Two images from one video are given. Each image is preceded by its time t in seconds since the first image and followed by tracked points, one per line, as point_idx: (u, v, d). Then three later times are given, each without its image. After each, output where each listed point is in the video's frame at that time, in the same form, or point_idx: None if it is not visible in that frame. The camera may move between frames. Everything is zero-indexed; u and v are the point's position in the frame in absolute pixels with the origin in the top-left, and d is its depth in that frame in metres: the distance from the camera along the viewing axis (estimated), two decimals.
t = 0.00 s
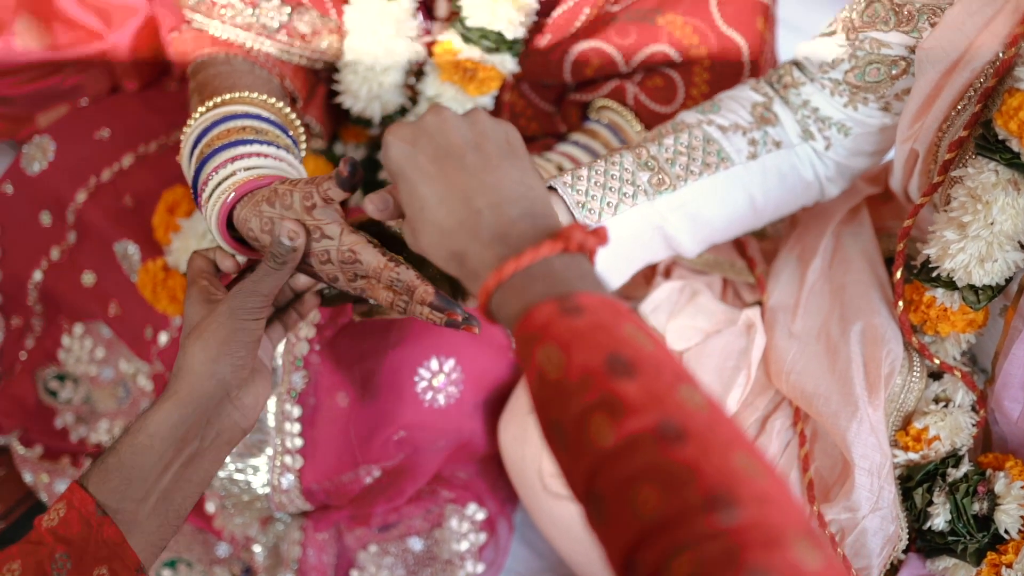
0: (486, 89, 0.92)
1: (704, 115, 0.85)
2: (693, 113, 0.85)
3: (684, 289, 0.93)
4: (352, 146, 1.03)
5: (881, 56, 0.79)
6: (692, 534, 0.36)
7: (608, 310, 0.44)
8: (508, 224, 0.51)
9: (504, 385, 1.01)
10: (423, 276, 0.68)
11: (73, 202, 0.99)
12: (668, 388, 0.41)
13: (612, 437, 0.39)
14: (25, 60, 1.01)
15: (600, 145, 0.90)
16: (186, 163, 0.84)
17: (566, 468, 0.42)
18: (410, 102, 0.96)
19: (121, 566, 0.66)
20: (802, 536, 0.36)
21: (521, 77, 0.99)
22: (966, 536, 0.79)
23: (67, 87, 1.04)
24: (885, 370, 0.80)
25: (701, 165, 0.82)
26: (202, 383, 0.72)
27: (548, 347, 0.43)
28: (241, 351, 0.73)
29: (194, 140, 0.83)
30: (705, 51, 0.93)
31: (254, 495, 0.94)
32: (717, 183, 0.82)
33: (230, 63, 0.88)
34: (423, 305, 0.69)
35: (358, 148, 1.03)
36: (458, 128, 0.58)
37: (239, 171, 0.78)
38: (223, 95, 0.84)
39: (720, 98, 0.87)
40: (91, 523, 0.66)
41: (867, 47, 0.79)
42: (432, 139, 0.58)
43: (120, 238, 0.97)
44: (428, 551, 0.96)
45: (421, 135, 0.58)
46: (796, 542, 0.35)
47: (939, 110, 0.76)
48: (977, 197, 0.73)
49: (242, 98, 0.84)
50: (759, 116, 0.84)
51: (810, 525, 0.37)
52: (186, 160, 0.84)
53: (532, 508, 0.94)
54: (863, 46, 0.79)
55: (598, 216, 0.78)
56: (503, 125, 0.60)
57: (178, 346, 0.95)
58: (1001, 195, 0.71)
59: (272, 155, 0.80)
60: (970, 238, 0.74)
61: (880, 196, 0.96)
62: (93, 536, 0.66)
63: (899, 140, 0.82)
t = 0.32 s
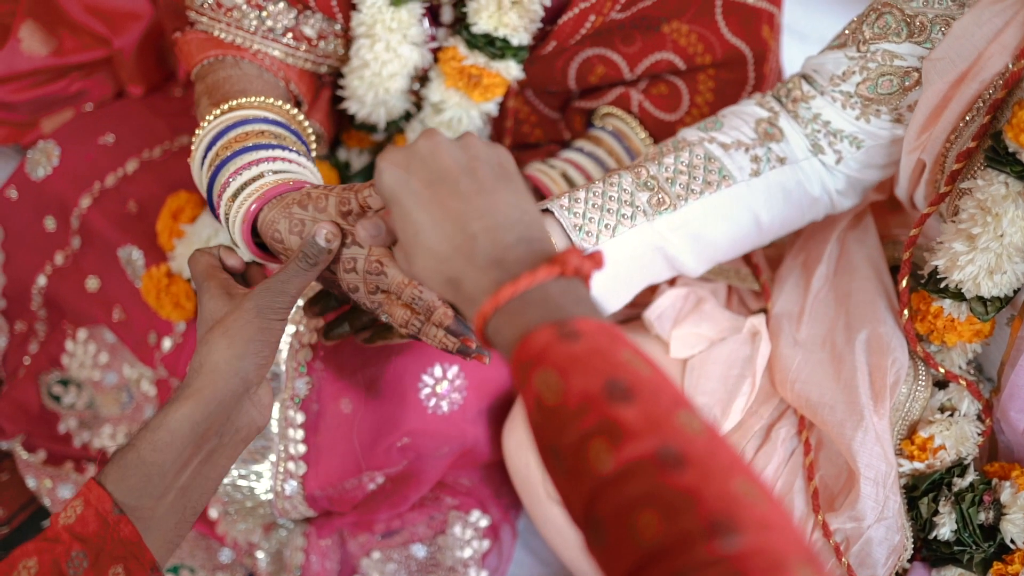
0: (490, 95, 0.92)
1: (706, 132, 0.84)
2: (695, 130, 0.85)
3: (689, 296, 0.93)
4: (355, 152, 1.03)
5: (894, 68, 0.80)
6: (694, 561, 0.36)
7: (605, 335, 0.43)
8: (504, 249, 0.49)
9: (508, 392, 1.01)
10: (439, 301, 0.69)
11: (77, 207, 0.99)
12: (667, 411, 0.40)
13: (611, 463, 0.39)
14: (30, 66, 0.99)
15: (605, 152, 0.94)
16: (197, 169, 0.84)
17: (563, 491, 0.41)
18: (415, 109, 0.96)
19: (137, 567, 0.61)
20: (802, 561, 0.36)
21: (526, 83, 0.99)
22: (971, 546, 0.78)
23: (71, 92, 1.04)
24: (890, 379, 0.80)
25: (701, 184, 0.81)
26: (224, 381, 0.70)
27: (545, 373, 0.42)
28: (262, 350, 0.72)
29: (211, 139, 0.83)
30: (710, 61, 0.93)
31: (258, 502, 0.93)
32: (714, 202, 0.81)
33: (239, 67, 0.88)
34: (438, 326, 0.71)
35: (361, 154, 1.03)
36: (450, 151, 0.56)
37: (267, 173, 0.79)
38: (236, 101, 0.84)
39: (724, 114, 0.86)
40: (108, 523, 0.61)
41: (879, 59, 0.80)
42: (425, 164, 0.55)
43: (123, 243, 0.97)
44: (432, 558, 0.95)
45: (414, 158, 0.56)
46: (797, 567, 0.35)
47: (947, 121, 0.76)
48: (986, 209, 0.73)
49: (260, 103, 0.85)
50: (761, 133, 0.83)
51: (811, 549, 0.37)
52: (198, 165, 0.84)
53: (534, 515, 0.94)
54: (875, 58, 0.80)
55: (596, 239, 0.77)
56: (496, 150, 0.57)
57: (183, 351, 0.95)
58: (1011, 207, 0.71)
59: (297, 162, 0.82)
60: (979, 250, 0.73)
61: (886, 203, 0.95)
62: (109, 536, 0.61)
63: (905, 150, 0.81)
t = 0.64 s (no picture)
0: (495, 99, 0.92)
1: (707, 144, 0.84)
2: (697, 142, 0.84)
3: (695, 301, 0.92)
4: (359, 155, 1.03)
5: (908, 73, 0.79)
6: None
7: (610, 360, 0.43)
8: (507, 274, 0.49)
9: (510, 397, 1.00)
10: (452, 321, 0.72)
11: (80, 209, 0.99)
12: (673, 440, 0.40)
13: (619, 491, 0.39)
14: (34, 68, 1.00)
15: (610, 157, 0.93)
16: (209, 165, 0.84)
17: (568, 519, 0.41)
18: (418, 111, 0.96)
19: (142, 566, 0.61)
20: None
21: (531, 86, 0.99)
22: (976, 554, 0.78)
23: (75, 95, 1.05)
24: (895, 387, 0.80)
25: (703, 198, 0.81)
26: (231, 381, 0.70)
27: (549, 400, 0.41)
28: (273, 354, 0.73)
29: (227, 134, 0.82)
30: (716, 66, 0.93)
31: (261, 505, 0.94)
32: (719, 217, 0.81)
33: (249, 69, 0.88)
34: (447, 342, 0.73)
35: (365, 158, 1.03)
36: (453, 172, 0.54)
37: (293, 169, 0.79)
38: (245, 103, 0.84)
39: (725, 124, 0.86)
40: (114, 522, 0.62)
41: (892, 63, 0.79)
42: (427, 184, 0.54)
43: (128, 246, 0.97)
44: (435, 563, 0.95)
45: (416, 180, 0.54)
46: None
47: (955, 129, 0.76)
48: (997, 218, 0.72)
49: (268, 103, 0.84)
50: (764, 143, 0.83)
51: None
52: (209, 162, 0.84)
53: (538, 519, 0.94)
54: (888, 63, 0.79)
55: (594, 258, 0.77)
56: (496, 164, 0.57)
57: (186, 356, 0.94)
58: (1022, 216, 0.70)
59: (316, 162, 0.83)
60: (988, 259, 0.72)
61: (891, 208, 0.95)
62: (114, 534, 0.62)
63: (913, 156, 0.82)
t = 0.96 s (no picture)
0: (499, 104, 0.92)
1: (709, 162, 0.84)
2: (698, 160, 0.84)
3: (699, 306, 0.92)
4: (363, 159, 1.02)
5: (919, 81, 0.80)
6: None
7: (612, 385, 0.43)
8: (508, 303, 0.49)
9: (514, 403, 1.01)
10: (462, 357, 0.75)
11: (83, 213, 0.99)
12: (675, 463, 0.40)
13: (619, 515, 0.38)
14: (38, 71, 1.00)
15: (614, 161, 0.94)
16: (221, 173, 0.84)
17: (572, 543, 0.41)
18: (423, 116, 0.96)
19: (141, 562, 0.61)
20: None
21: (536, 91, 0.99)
22: (982, 561, 0.78)
23: (78, 98, 1.05)
24: (900, 393, 0.79)
25: (702, 218, 0.81)
26: (229, 378, 0.71)
27: (552, 426, 0.41)
28: (273, 356, 0.73)
29: (238, 145, 0.82)
30: (722, 70, 0.92)
31: (263, 510, 0.94)
32: (721, 237, 0.82)
33: (260, 78, 0.88)
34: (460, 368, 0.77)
35: (369, 162, 1.03)
36: (452, 202, 0.53)
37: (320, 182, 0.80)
38: (259, 112, 0.84)
39: (725, 139, 0.86)
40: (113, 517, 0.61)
41: (903, 71, 0.80)
42: (428, 218, 0.53)
43: (131, 250, 0.96)
44: (439, 569, 0.94)
45: (415, 211, 0.53)
46: None
47: (963, 139, 0.76)
48: (1006, 228, 0.71)
49: (279, 114, 0.84)
50: (765, 160, 0.83)
51: None
52: (222, 169, 0.83)
53: (539, 521, 0.94)
54: (899, 71, 0.80)
55: (591, 286, 0.78)
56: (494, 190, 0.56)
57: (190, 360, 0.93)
58: None
59: (331, 175, 0.83)
60: (997, 268, 0.72)
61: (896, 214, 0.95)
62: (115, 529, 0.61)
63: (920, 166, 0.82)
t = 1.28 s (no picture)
0: (506, 110, 0.92)
1: (716, 178, 0.85)
2: (705, 177, 0.85)
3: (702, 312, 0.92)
4: (368, 163, 1.02)
5: (926, 92, 0.79)
6: None
7: (633, 396, 0.43)
8: (534, 308, 0.48)
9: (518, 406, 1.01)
10: (484, 367, 0.75)
11: (87, 216, 0.99)
12: (693, 473, 0.40)
13: (638, 523, 0.38)
14: (43, 74, 1.00)
15: (619, 167, 0.94)
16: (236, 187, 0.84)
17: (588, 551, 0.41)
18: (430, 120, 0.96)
19: (138, 561, 0.61)
20: None
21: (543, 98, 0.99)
22: (987, 566, 0.77)
23: (83, 100, 1.05)
24: (905, 398, 0.79)
25: (708, 236, 0.81)
26: (223, 379, 0.71)
27: (572, 433, 0.42)
28: (275, 359, 0.73)
29: (253, 158, 0.82)
30: (727, 75, 0.92)
31: (267, 514, 0.93)
32: (726, 255, 0.82)
33: (272, 88, 0.88)
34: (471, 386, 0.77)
35: (374, 165, 1.03)
36: (485, 207, 0.54)
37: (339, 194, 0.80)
38: (274, 124, 0.84)
39: (733, 156, 0.87)
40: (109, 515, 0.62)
41: (909, 83, 0.80)
42: (459, 221, 0.53)
43: (135, 253, 0.96)
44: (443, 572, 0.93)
45: (448, 213, 0.54)
46: None
47: (969, 148, 0.76)
48: (1011, 238, 0.71)
49: (294, 126, 0.85)
50: (771, 176, 0.84)
51: None
52: (237, 183, 0.84)
53: (544, 525, 0.94)
54: (905, 82, 0.80)
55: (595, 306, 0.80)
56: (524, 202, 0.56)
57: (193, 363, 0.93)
58: None
59: (346, 186, 0.83)
60: (1003, 278, 0.71)
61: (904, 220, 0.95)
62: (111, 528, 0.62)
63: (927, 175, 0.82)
